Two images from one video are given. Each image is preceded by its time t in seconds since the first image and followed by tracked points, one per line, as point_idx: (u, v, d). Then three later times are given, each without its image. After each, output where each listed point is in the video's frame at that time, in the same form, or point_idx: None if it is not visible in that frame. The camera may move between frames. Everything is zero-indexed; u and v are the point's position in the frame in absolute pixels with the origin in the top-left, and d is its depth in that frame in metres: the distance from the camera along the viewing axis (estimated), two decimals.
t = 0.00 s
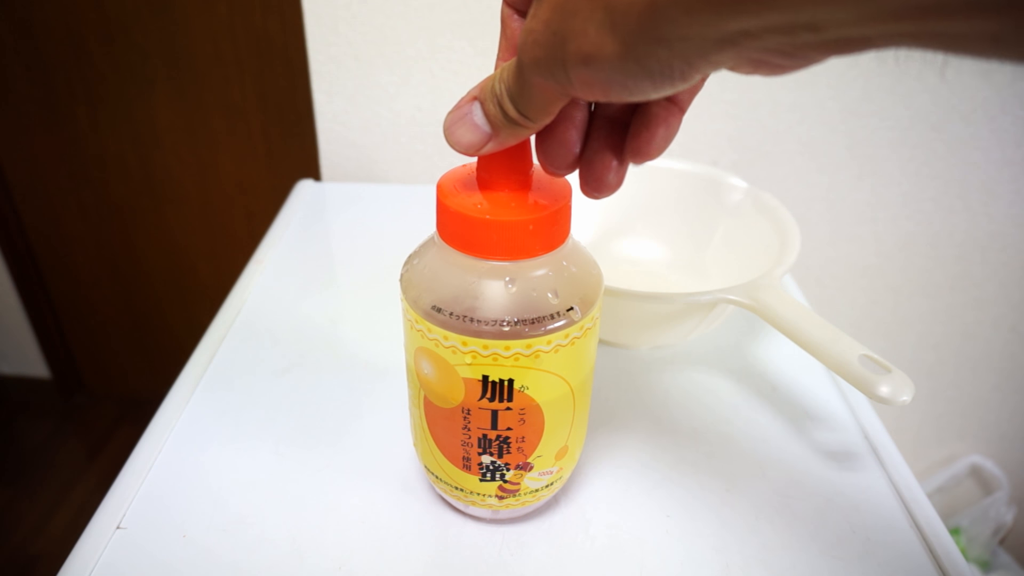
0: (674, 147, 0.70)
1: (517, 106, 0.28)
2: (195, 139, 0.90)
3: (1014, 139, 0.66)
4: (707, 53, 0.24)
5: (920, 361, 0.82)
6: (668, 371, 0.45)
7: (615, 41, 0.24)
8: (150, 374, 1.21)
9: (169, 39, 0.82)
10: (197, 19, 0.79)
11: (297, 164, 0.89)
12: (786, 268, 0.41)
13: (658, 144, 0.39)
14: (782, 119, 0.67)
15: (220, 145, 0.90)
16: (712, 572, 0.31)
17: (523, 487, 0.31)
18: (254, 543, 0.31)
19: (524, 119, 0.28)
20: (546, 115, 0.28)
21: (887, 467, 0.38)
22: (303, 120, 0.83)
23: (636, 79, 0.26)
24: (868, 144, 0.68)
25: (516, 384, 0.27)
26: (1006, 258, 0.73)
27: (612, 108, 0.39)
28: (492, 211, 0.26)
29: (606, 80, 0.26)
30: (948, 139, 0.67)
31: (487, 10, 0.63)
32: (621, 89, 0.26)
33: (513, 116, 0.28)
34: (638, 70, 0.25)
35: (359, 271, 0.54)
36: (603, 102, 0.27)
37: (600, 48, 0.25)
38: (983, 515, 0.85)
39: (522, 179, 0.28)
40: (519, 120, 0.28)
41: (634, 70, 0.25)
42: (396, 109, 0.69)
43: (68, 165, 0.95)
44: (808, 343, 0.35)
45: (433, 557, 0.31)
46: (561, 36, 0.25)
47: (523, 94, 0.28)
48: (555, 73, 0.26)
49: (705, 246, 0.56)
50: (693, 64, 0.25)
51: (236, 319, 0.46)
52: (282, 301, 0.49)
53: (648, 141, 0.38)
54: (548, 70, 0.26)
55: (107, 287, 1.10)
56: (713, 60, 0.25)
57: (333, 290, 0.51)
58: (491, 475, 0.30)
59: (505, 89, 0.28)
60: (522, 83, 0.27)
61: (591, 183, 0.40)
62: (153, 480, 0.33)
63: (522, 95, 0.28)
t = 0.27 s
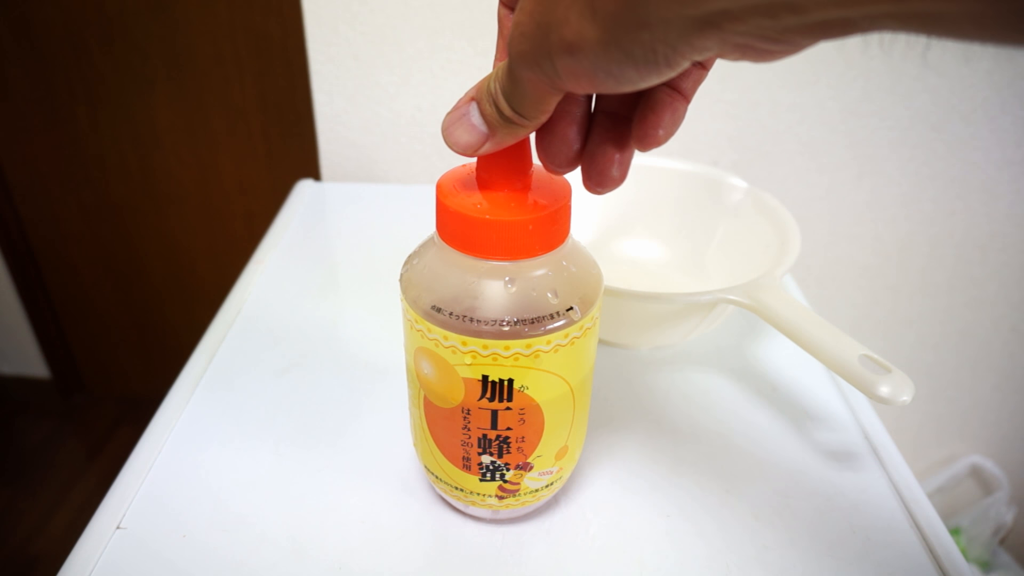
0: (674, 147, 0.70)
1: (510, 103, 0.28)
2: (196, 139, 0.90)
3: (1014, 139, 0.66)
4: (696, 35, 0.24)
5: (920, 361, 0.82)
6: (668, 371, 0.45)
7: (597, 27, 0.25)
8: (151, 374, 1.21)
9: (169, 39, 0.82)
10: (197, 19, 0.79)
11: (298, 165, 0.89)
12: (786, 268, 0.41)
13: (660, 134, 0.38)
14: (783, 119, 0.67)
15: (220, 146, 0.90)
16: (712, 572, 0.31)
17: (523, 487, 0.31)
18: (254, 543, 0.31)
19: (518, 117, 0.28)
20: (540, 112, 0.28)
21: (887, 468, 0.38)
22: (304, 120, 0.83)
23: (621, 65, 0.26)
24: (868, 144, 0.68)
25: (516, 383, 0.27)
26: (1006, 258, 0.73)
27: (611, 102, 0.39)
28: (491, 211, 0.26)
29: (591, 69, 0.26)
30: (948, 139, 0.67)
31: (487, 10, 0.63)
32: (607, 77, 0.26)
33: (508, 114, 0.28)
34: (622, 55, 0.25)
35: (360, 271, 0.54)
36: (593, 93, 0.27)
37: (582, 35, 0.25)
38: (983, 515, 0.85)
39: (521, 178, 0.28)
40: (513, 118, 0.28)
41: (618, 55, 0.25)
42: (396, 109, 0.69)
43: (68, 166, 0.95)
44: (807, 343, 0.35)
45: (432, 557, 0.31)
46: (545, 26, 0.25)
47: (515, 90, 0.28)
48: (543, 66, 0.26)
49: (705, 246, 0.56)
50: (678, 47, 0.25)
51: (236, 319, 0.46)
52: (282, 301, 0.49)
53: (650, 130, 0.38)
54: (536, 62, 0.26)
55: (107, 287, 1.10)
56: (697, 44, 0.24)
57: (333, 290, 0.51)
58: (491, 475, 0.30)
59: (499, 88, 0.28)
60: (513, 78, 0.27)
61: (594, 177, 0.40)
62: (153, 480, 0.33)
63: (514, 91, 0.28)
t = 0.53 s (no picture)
0: (674, 147, 0.70)
1: (511, 100, 0.28)
2: (196, 140, 0.90)
3: (1014, 138, 0.66)
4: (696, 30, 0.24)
5: (920, 361, 0.82)
6: (668, 371, 0.45)
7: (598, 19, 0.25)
8: (150, 374, 1.21)
9: (170, 40, 0.82)
10: (197, 19, 0.80)
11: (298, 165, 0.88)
12: (786, 267, 0.41)
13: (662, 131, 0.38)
14: (783, 119, 0.67)
15: (222, 147, 0.90)
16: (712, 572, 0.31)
17: (523, 487, 0.31)
18: (254, 543, 0.31)
19: (518, 116, 0.28)
20: (541, 109, 0.28)
21: (888, 468, 0.38)
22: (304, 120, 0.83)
23: (623, 57, 0.26)
24: (868, 144, 0.68)
25: (516, 383, 0.27)
26: (1006, 257, 0.73)
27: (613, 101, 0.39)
28: (491, 211, 0.26)
29: (593, 62, 0.26)
30: (948, 139, 0.67)
31: (487, 10, 0.63)
32: (609, 70, 0.26)
33: (509, 113, 0.28)
34: (623, 47, 0.25)
35: (359, 271, 0.54)
36: (595, 87, 0.27)
37: (584, 27, 0.25)
38: (983, 515, 0.85)
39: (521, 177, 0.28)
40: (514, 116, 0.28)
41: (619, 46, 0.25)
42: (396, 109, 0.69)
43: (69, 166, 0.95)
44: (806, 342, 0.35)
45: (433, 556, 0.31)
46: (546, 20, 0.26)
47: (516, 88, 0.28)
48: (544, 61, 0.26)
49: (704, 246, 0.55)
50: (680, 38, 0.25)
51: (236, 319, 0.46)
52: (281, 301, 0.49)
53: (651, 125, 0.37)
54: (537, 58, 0.26)
55: (107, 288, 1.10)
56: (699, 35, 0.24)
57: (333, 289, 0.51)
58: (491, 475, 0.30)
59: (499, 87, 0.28)
60: (514, 76, 0.28)
61: (597, 177, 0.39)
62: (154, 480, 0.33)
63: (515, 89, 0.28)
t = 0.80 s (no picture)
0: (674, 147, 0.70)
1: (514, 99, 0.28)
2: (197, 140, 0.90)
3: (1014, 138, 0.66)
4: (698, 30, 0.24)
5: (920, 361, 0.82)
6: (668, 371, 0.45)
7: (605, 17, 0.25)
8: (150, 374, 1.21)
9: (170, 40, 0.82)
10: (197, 20, 0.79)
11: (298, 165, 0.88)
12: (786, 267, 0.41)
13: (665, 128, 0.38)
14: (783, 119, 0.67)
15: (222, 147, 0.90)
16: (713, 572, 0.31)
17: (523, 487, 0.31)
18: (254, 543, 0.31)
19: (520, 115, 0.28)
20: (543, 108, 0.28)
21: (888, 468, 0.38)
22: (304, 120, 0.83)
23: (629, 56, 0.26)
24: (869, 144, 0.68)
25: (516, 383, 0.27)
26: (1006, 257, 0.73)
27: (613, 101, 0.40)
28: (492, 211, 0.26)
29: (599, 60, 0.26)
30: (948, 139, 0.67)
31: (487, 10, 0.63)
32: (615, 69, 0.26)
33: (511, 111, 0.28)
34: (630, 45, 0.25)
35: (359, 271, 0.54)
36: (599, 86, 0.27)
37: (591, 26, 0.25)
38: (983, 515, 0.85)
39: (521, 177, 0.28)
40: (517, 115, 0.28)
41: (626, 46, 0.25)
42: (396, 109, 0.69)
43: (68, 166, 0.95)
44: (808, 343, 0.35)
45: (433, 556, 0.31)
46: (552, 19, 0.25)
47: (519, 86, 0.28)
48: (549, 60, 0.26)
49: (705, 246, 0.55)
50: (687, 38, 0.25)
51: (236, 319, 0.46)
52: (282, 301, 0.49)
53: (656, 121, 0.38)
54: (542, 56, 0.26)
55: (107, 287, 1.10)
56: (705, 34, 0.24)
57: (333, 289, 0.51)
58: (491, 475, 0.30)
59: (501, 86, 0.28)
60: (517, 74, 0.27)
61: (599, 177, 0.39)
62: (154, 480, 0.33)
63: (518, 88, 0.28)
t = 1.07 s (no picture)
0: (674, 147, 0.70)
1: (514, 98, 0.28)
2: (197, 141, 0.90)
3: (1014, 138, 0.66)
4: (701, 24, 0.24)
5: (920, 361, 0.82)
6: (668, 372, 0.45)
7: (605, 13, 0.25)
8: (150, 374, 1.21)
9: (170, 40, 0.82)
10: (197, 19, 0.79)
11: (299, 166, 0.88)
12: (786, 267, 0.41)
13: (666, 125, 0.39)
14: (783, 119, 0.67)
15: (222, 148, 0.90)
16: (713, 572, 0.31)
17: (523, 487, 0.31)
18: (254, 543, 0.31)
19: (520, 114, 0.28)
20: (543, 107, 0.28)
21: (888, 468, 0.38)
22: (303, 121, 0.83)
23: (629, 52, 0.26)
24: (869, 143, 0.68)
25: (516, 383, 0.27)
26: (1006, 257, 0.73)
27: (613, 101, 0.39)
28: (491, 210, 0.26)
29: (599, 57, 0.26)
30: (948, 139, 0.67)
31: (487, 9, 0.63)
32: (615, 66, 0.26)
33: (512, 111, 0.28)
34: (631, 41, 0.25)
35: (359, 271, 0.54)
36: (599, 83, 0.27)
37: (590, 22, 0.25)
38: (983, 515, 0.85)
39: (520, 176, 0.28)
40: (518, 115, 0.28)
41: (626, 40, 0.25)
42: (396, 109, 0.69)
43: (69, 166, 0.95)
44: (808, 343, 0.35)
45: (433, 557, 0.31)
46: (553, 15, 0.25)
47: (519, 85, 0.28)
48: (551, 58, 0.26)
49: (705, 246, 0.55)
50: (686, 32, 0.25)
51: (236, 319, 0.46)
52: (282, 301, 0.49)
53: (658, 117, 0.38)
54: (542, 55, 0.26)
55: (107, 287, 1.10)
56: (705, 29, 0.24)
57: (333, 289, 0.51)
58: (491, 475, 0.30)
59: (502, 85, 0.28)
60: (518, 73, 0.27)
61: (598, 176, 0.39)
62: (154, 480, 0.33)
63: (518, 87, 0.28)
